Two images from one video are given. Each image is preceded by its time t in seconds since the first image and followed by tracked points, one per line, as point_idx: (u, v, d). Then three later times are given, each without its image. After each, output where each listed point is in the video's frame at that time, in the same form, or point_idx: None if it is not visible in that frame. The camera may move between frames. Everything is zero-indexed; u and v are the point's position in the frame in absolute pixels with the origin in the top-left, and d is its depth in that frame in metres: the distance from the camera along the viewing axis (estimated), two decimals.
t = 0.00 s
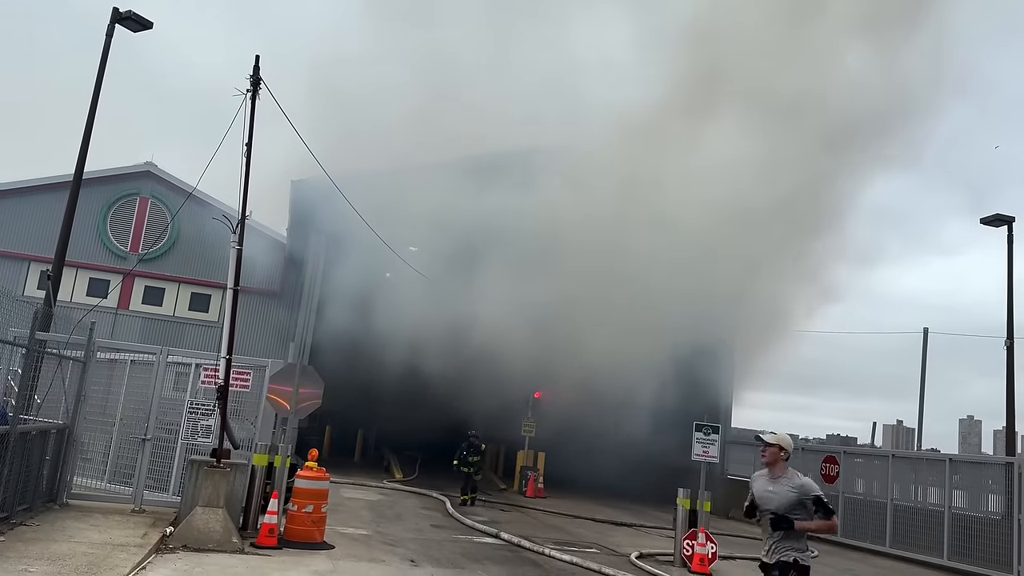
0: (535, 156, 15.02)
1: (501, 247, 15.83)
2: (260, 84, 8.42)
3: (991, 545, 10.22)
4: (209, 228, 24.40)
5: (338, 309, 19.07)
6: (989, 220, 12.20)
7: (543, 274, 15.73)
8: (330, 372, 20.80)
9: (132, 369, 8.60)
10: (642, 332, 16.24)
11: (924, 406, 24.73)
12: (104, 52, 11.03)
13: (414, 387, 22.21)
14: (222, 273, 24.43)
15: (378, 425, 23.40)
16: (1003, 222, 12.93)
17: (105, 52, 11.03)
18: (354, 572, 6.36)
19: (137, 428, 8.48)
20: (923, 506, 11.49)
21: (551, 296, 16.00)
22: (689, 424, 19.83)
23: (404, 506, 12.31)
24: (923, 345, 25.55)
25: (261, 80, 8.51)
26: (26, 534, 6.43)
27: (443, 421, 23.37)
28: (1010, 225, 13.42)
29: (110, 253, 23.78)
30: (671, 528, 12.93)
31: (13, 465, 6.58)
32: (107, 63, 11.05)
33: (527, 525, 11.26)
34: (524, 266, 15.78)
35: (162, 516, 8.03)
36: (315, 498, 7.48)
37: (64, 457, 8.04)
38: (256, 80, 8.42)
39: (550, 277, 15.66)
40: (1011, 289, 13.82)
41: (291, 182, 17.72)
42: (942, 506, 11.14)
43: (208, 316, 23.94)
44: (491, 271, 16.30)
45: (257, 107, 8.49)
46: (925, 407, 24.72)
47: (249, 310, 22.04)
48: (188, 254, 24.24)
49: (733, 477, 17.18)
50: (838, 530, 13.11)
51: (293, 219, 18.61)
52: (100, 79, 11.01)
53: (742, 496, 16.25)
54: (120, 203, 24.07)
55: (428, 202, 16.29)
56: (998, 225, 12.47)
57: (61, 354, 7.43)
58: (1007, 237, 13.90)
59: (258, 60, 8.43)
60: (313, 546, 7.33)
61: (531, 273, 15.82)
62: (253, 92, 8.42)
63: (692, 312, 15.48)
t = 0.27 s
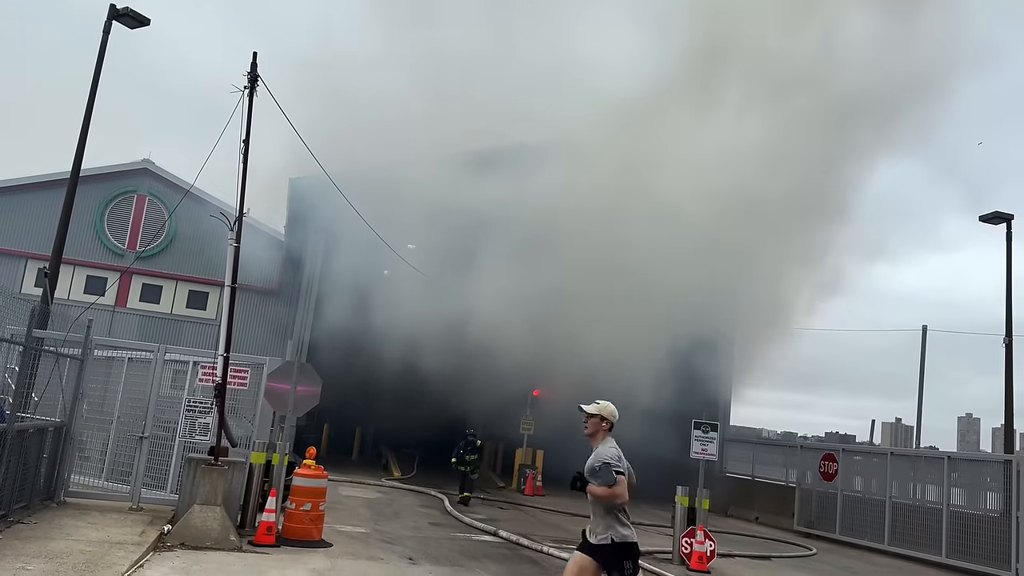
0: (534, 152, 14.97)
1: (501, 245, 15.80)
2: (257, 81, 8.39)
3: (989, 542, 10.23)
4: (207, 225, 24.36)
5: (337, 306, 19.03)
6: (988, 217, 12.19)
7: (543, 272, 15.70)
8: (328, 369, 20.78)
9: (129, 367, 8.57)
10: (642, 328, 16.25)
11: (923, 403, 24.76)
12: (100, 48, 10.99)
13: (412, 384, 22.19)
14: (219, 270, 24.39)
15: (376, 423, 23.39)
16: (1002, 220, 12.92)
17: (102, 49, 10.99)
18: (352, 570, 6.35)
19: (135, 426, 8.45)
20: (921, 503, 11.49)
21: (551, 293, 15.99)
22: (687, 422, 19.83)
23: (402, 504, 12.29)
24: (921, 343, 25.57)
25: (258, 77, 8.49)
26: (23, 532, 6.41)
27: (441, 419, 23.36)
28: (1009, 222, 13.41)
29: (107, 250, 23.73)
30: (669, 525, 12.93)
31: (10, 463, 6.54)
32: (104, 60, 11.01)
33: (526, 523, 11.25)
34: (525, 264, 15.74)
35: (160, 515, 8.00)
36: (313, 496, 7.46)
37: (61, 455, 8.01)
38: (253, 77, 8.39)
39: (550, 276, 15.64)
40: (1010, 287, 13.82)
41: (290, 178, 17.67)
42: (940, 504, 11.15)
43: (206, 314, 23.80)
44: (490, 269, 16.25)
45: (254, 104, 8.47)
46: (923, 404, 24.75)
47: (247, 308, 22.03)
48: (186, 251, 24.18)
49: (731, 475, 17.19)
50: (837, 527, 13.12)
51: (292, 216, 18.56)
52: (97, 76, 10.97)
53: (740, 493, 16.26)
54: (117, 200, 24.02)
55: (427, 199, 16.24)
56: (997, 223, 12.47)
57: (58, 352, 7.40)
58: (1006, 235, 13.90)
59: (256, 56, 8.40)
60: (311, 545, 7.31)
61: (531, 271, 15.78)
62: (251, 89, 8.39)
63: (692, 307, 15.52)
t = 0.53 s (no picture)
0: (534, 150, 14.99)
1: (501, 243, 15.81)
2: (257, 79, 8.40)
3: (988, 539, 10.25)
4: (206, 223, 24.33)
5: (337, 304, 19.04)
6: (987, 215, 12.21)
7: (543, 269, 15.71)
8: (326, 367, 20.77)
9: (129, 364, 8.58)
10: (642, 325, 16.27)
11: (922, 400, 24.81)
12: (99, 46, 10.99)
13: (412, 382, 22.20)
14: (219, 268, 24.38)
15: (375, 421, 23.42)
16: (1001, 217, 12.94)
17: (101, 46, 10.98)
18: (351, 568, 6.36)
19: (135, 423, 8.46)
20: (919, 500, 11.51)
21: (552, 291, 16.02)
22: (686, 419, 19.86)
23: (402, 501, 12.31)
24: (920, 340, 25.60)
25: (258, 75, 8.50)
26: (23, 530, 6.42)
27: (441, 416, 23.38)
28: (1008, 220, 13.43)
29: (107, 248, 23.73)
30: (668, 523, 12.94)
31: (10, 460, 6.56)
32: (103, 58, 11.00)
33: (525, 521, 11.26)
34: (524, 263, 15.74)
35: (159, 512, 8.02)
36: (313, 493, 7.47)
37: (61, 453, 8.02)
38: (252, 75, 8.39)
39: (550, 274, 15.66)
40: (1008, 284, 13.84)
41: (289, 176, 17.67)
42: (938, 501, 11.18)
43: (205, 312, 23.78)
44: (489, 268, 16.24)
45: (253, 102, 8.48)
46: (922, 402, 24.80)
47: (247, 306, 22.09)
48: (186, 249, 24.19)
49: (730, 472, 17.22)
50: (836, 525, 13.13)
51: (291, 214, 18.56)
52: (96, 74, 10.97)
53: (739, 490, 16.29)
54: (116, 198, 24.02)
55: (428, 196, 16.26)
56: (995, 221, 12.49)
57: (58, 350, 7.41)
58: (1005, 232, 13.91)
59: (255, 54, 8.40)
60: (311, 542, 7.33)
61: (531, 270, 15.79)
62: (250, 87, 8.40)
63: (693, 305, 15.55)
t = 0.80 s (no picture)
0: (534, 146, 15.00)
1: (501, 242, 15.80)
2: (255, 76, 8.40)
3: (987, 537, 10.26)
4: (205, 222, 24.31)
5: (337, 303, 19.01)
6: (986, 212, 12.22)
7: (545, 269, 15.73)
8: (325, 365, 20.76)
9: (129, 363, 8.59)
10: (643, 323, 16.27)
11: (921, 398, 24.82)
12: (99, 44, 10.97)
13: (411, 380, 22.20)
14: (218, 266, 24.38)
15: (375, 419, 23.41)
16: (1001, 215, 12.93)
17: (100, 44, 10.97)
18: (352, 565, 6.37)
19: (134, 422, 8.46)
20: (919, 498, 11.52)
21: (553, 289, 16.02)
22: (686, 417, 19.86)
23: (402, 499, 12.32)
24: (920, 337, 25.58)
25: (256, 72, 8.50)
26: (23, 528, 6.42)
27: (441, 413, 23.40)
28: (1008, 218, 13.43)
29: (106, 246, 23.72)
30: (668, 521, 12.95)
31: (10, 459, 6.55)
32: (102, 55, 10.99)
33: (524, 518, 11.27)
34: (524, 261, 15.72)
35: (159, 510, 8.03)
36: (313, 491, 7.47)
37: (61, 451, 8.02)
38: (251, 73, 8.39)
39: (550, 272, 15.65)
40: (1008, 282, 13.85)
41: (288, 175, 17.63)
42: (937, 498, 11.19)
43: (205, 310, 23.83)
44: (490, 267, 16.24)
45: (252, 99, 8.47)
46: (922, 399, 24.81)
47: (246, 303, 22.09)
48: (185, 247, 24.18)
49: (730, 470, 17.23)
50: (835, 523, 13.13)
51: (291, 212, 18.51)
52: (95, 71, 10.95)
53: (739, 488, 16.29)
54: (116, 196, 24.02)
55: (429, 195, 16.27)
56: (995, 218, 12.50)
57: (58, 348, 7.41)
58: (1004, 230, 13.92)
59: (254, 51, 8.40)
60: (311, 540, 7.33)
61: (532, 267, 15.75)
62: (249, 84, 8.39)
63: (694, 301, 15.54)
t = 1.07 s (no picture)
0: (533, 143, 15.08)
1: (504, 238, 15.82)
2: (256, 74, 8.41)
3: (987, 534, 10.27)
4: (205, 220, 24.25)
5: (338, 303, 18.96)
6: (987, 210, 12.22)
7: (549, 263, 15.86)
8: (325, 364, 20.76)
9: (129, 361, 8.59)
10: (644, 318, 16.31)
11: (922, 396, 24.83)
12: (99, 42, 10.97)
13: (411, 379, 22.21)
14: (219, 265, 24.40)
15: (375, 417, 23.43)
16: (1001, 213, 12.93)
17: (100, 43, 10.96)
18: (353, 564, 6.38)
19: (135, 420, 8.46)
20: (919, 496, 11.53)
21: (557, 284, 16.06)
22: (686, 415, 19.87)
23: (402, 497, 12.32)
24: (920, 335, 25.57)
25: (257, 70, 8.50)
26: (24, 526, 6.43)
27: (442, 411, 23.42)
28: (1008, 215, 13.43)
29: (107, 245, 23.79)
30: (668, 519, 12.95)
31: (11, 457, 6.56)
32: (103, 54, 10.99)
33: (525, 516, 11.28)
34: (526, 257, 15.77)
35: (160, 508, 8.04)
36: (313, 490, 7.48)
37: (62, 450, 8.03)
38: (252, 71, 8.39)
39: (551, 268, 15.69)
40: (1008, 280, 13.85)
41: (290, 175, 17.66)
42: (938, 496, 11.19)
43: (206, 309, 23.85)
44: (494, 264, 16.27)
45: (253, 97, 8.47)
46: (922, 397, 24.83)
47: (247, 302, 22.10)
48: (186, 246, 24.19)
49: (730, 468, 17.24)
50: (836, 521, 13.14)
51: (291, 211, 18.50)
52: (96, 70, 10.95)
53: (739, 486, 16.30)
54: (116, 194, 24.03)
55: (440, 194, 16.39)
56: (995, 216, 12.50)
57: (58, 346, 7.41)
58: (1005, 228, 13.92)
59: (254, 49, 8.41)
60: (312, 538, 7.35)
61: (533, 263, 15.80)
62: (250, 82, 8.40)
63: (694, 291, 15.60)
